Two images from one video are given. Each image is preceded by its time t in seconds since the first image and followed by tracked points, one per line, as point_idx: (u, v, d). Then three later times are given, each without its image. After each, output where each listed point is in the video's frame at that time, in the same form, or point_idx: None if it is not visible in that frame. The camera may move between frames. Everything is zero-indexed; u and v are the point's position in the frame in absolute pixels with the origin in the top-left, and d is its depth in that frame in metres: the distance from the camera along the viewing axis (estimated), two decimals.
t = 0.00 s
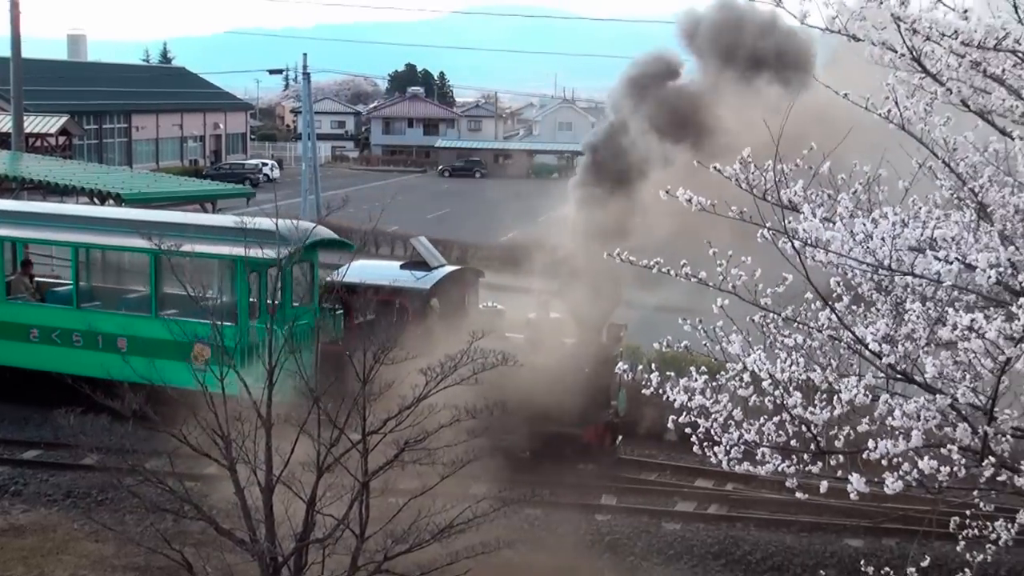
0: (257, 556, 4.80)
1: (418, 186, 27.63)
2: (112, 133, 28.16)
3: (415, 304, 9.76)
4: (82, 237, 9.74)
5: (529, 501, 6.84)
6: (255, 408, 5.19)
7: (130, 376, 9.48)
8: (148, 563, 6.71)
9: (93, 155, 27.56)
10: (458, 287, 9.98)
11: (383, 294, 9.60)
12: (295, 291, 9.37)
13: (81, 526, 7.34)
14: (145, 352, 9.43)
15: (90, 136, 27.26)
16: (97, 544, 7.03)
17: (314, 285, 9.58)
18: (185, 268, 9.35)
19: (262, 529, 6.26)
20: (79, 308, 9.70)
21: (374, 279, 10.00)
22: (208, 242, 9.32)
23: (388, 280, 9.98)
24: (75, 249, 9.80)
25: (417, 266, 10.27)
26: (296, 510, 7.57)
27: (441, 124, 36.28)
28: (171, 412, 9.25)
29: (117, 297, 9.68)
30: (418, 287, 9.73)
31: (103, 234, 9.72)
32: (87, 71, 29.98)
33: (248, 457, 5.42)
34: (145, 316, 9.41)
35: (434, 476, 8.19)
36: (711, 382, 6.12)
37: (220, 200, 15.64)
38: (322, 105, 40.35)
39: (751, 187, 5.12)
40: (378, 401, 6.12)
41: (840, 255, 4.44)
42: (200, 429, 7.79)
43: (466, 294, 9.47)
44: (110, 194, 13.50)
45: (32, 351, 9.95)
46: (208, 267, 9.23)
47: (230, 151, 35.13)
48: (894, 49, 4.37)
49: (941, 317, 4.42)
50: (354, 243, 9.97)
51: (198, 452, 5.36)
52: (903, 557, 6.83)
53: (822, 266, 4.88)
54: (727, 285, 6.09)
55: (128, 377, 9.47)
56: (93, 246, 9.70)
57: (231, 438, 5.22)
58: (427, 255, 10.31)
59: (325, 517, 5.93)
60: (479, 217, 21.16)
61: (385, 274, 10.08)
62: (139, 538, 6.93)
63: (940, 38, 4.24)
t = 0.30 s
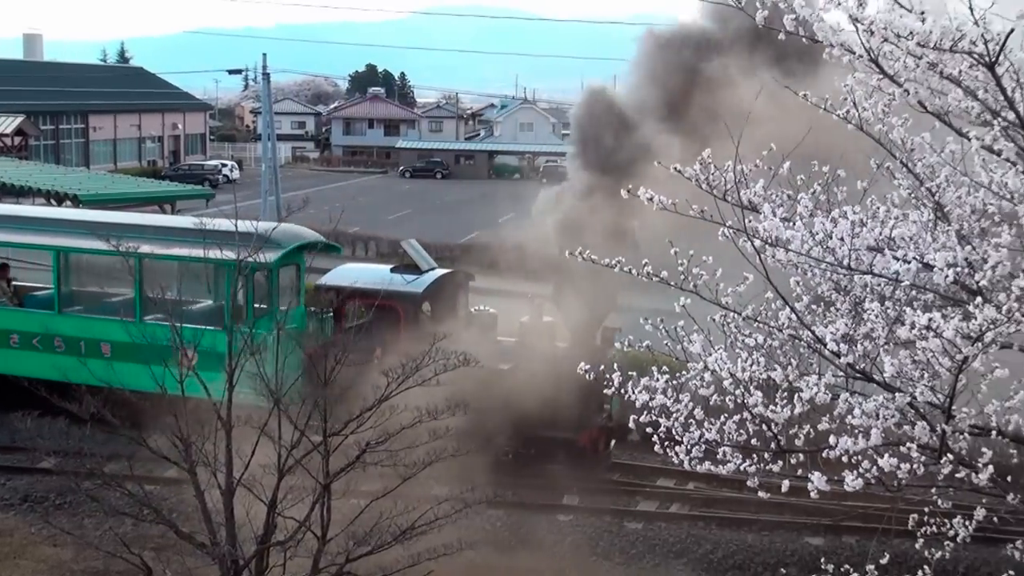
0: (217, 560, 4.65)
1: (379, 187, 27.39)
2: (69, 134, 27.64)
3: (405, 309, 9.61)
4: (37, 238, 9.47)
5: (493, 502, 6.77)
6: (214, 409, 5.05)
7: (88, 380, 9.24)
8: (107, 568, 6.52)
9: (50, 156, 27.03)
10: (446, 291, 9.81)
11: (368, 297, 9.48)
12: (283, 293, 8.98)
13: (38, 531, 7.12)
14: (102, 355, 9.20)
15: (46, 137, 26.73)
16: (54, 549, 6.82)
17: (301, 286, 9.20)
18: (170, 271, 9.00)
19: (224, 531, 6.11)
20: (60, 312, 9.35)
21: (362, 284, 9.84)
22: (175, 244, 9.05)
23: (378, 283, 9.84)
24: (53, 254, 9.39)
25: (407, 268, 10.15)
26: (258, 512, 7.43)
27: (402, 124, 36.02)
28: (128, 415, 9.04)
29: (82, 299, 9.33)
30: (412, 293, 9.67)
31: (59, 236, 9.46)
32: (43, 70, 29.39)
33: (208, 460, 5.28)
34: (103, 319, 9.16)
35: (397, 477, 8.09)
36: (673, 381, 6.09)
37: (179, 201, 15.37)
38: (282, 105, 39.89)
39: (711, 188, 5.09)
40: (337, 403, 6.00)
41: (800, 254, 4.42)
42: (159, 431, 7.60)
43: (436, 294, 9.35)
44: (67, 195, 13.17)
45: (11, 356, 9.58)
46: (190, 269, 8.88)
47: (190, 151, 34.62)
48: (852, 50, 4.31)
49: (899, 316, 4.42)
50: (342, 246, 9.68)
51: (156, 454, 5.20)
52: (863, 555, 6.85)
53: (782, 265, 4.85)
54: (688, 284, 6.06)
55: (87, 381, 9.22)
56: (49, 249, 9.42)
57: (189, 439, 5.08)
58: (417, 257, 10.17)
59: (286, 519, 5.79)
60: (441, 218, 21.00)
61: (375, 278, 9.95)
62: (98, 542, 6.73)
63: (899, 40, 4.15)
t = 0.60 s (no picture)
0: (184, 562, 4.54)
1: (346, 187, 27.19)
2: (32, 133, 27.18)
3: (397, 315, 9.25)
4: None
5: (461, 502, 6.70)
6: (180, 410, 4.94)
7: (51, 381, 9.05)
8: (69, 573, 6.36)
9: (11, 156, 26.54)
10: (446, 297, 9.57)
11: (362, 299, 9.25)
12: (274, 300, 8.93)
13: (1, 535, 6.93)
14: (66, 356, 9.01)
15: (7, 136, 26.25)
16: (17, 553, 6.65)
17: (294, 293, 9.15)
18: (161, 273, 8.73)
19: (189, 534, 5.98)
20: (50, 316, 9.06)
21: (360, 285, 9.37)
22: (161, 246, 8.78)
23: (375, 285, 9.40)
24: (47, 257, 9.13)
25: (406, 272, 9.73)
26: (224, 515, 7.29)
27: (369, 124, 35.83)
28: (92, 417, 8.87)
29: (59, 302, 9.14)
30: (411, 293, 9.21)
31: (18, 237, 9.24)
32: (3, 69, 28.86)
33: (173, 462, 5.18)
34: (70, 320, 8.97)
35: (365, 477, 8.00)
36: (641, 381, 6.07)
37: (143, 202, 15.12)
38: (249, 105, 39.51)
39: (678, 188, 5.06)
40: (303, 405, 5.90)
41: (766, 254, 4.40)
42: (121, 434, 7.44)
43: (413, 298, 9.18)
44: (28, 195, 12.90)
45: None
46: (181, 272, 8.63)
47: (155, 152, 34.17)
48: (817, 51, 4.30)
49: (864, 316, 4.41)
50: (334, 247, 9.46)
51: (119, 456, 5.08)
52: (830, 554, 6.86)
53: (749, 264, 4.83)
54: (655, 283, 6.04)
55: (50, 382, 9.03)
56: (28, 250, 9.17)
57: (154, 441, 4.98)
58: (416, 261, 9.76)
59: (253, 522, 5.68)
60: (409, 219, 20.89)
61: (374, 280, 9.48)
62: (62, 545, 6.57)
63: (864, 41, 4.14)
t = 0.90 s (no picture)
0: (149, 565, 4.43)
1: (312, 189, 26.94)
2: None
3: (397, 320, 8.93)
4: None
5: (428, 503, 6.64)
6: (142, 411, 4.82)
7: (13, 384, 8.82)
8: None
9: None
10: (445, 299, 9.26)
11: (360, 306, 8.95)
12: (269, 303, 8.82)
13: None
14: (48, 360, 8.72)
15: None
16: None
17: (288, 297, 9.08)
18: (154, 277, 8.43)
19: (153, 538, 5.86)
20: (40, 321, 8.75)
21: (358, 290, 9.03)
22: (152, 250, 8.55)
23: (373, 290, 9.05)
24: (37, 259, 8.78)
25: (404, 275, 9.36)
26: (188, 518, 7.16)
27: (335, 124, 35.56)
28: (52, 420, 8.69)
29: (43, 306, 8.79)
30: (410, 299, 8.87)
31: None
32: None
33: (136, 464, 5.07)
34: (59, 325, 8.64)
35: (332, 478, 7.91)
36: (608, 381, 6.04)
37: (106, 203, 14.85)
38: (213, 105, 39.02)
39: (644, 188, 5.05)
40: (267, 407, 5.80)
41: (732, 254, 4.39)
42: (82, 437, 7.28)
43: (412, 302, 8.84)
44: None
45: None
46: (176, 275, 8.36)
47: (118, 152, 33.65)
48: (783, 52, 4.29)
49: (829, 315, 4.40)
50: (329, 249, 9.16)
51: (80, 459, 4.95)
52: (796, 552, 6.87)
53: (716, 265, 4.83)
54: (622, 284, 6.02)
55: (11, 384, 8.77)
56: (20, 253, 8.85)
57: (118, 442, 4.88)
58: (415, 265, 9.38)
59: (218, 524, 5.57)
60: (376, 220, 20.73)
61: (372, 284, 9.13)
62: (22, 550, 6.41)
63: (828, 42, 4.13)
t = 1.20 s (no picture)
0: (111, 569, 4.32)
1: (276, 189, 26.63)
2: None
3: (398, 322, 9.02)
4: None
5: (394, 504, 6.56)
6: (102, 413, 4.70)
7: None
8: None
9: None
10: (444, 301, 9.40)
11: (363, 307, 9.03)
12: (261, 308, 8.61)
13: None
14: (40, 365, 8.34)
15: None
16: None
17: (281, 302, 8.71)
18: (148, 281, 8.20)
19: (115, 541, 5.73)
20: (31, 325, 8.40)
21: (357, 293, 9.10)
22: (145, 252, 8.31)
23: (372, 293, 9.13)
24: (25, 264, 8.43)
25: (402, 276, 9.45)
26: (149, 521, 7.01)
27: (299, 124, 35.21)
28: (10, 424, 8.50)
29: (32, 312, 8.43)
30: (412, 300, 8.97)
31: None
32: None
33: (96, 466, 4.96)
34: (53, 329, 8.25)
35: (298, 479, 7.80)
36: (573, 381, 5.99)
37: (68, 203, 14.54)
38: (176, 105, 38.44)
39: (610, 188, 5.02)
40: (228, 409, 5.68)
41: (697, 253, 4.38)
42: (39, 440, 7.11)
43: (413, 305, 8.93)
44: None
45: None
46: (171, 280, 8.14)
47: (79, 152, 33.04)
48: (747, 52, 4.28)
49: (794, 315, 4.39)
50: (325, 252, 9.11)
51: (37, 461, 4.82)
52: (761, 551, 6.86)
53: (680, 264, 4.81)
54: (587, 285, 5.98)
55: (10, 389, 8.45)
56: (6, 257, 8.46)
57: (78, 444, 4.76)
58: (414, 267, 9.46)
59: (181, 526, 5.45)
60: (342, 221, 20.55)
61: (371, 287, 9.22)
62: None
63: (793, 42, 4.12)
